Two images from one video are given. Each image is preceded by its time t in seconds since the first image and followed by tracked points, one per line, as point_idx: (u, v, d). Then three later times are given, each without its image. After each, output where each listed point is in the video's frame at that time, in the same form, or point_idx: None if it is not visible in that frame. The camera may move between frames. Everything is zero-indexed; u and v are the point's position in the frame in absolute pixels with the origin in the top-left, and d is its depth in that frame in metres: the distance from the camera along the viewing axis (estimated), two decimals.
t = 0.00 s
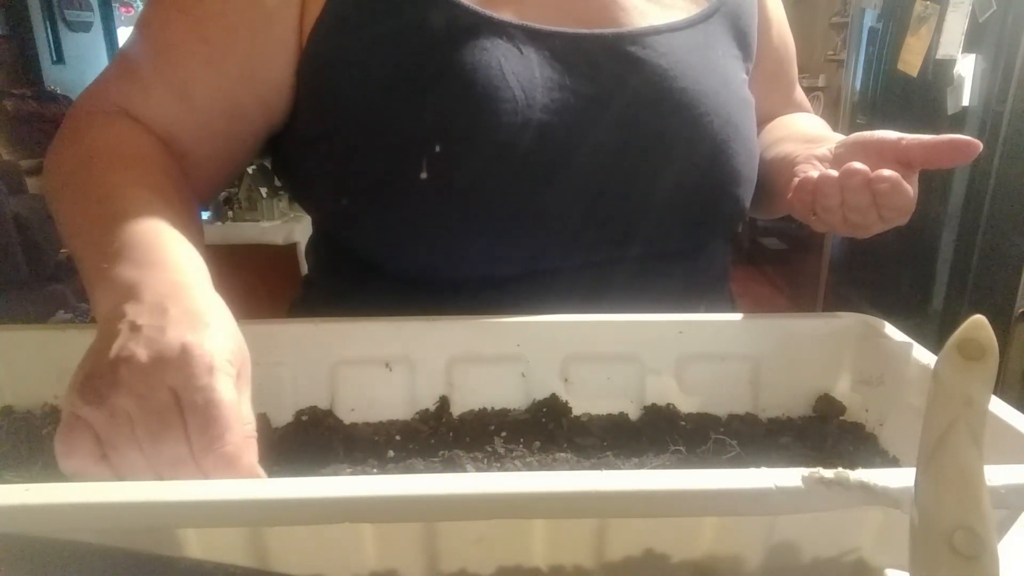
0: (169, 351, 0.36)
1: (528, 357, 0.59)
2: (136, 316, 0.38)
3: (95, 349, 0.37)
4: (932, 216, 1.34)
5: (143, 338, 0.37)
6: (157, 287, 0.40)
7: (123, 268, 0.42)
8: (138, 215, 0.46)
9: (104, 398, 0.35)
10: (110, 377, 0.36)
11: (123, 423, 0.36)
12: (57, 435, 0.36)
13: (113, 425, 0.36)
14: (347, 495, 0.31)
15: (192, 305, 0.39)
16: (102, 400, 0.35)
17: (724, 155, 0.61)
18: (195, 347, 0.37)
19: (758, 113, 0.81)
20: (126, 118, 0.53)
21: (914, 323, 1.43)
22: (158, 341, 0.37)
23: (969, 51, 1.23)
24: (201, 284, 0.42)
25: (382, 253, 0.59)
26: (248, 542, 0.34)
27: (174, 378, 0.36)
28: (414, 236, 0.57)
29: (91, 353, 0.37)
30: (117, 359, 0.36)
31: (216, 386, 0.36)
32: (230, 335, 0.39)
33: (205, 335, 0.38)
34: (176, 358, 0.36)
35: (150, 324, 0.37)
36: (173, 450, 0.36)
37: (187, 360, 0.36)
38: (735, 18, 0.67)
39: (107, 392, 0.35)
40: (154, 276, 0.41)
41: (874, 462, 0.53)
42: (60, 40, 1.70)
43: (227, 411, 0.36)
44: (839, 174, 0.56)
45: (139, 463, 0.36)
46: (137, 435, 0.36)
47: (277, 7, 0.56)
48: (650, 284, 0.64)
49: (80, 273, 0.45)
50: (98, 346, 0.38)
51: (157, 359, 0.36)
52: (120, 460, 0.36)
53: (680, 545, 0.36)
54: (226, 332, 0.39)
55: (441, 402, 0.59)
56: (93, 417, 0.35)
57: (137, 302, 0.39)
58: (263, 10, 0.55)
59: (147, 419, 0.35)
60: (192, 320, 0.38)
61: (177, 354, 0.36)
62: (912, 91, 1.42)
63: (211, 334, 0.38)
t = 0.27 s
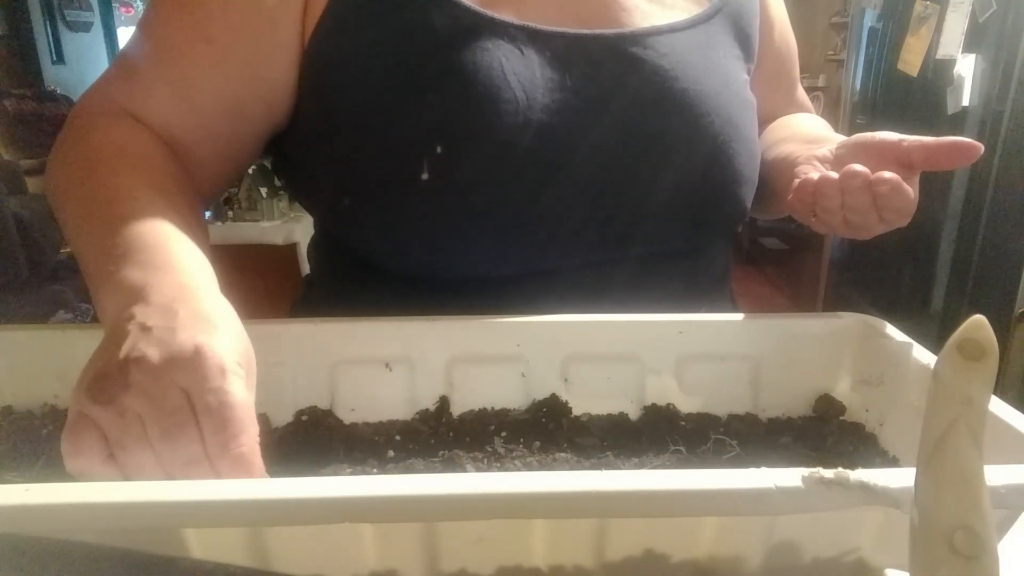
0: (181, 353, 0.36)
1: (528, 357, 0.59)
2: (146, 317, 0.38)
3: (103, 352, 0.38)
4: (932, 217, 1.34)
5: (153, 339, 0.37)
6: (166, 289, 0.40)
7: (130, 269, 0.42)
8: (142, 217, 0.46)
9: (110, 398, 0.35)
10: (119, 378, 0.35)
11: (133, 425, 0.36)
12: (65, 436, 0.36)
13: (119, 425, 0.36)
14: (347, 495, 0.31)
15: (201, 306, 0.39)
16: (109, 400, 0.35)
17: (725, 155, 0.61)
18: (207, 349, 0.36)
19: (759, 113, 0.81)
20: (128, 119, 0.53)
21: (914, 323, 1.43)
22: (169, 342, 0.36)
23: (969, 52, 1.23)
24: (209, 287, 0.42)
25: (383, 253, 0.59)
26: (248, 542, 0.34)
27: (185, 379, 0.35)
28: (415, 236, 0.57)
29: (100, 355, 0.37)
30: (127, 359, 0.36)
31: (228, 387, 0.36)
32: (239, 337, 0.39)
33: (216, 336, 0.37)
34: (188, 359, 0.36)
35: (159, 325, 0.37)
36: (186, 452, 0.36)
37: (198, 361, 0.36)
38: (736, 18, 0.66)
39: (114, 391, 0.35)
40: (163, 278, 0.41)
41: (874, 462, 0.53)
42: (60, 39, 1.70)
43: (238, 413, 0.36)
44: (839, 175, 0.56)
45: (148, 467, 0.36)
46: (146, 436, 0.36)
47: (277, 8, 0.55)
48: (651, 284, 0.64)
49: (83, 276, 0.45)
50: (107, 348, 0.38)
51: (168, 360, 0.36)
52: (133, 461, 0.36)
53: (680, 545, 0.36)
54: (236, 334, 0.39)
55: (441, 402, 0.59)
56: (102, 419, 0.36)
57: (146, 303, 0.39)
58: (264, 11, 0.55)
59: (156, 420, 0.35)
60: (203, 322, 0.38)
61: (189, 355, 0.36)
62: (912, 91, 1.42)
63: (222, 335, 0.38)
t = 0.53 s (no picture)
0: (179, 352, 0.36)
1: (528, 358, 0.59)
2: (145, 317, 0.38)
3: (101, 351, 0.38)
4: (932, 217, 1.34)
5: (151, 339, 0.37)
6: (162, 289, 0.40)
7: (130, 270, 0.41)
8: (142, 218, 0.46)
9: (107, 396, 0.35)
10: (118, 377, 0.36)
11: (129, 425, 0.36)
12: (59, 435, 0.37)
13: (116, 423, 0.36)
14: (348, 494, 0.31)
15: (198, 307, 0.39)
16: (105, 399, 0.35)
17: (725, 155, 0.61)
18: (205, 348, 0.37)
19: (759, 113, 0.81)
20: (128, 119, 0.53)
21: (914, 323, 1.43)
22: (167, 341, 0.36)
23: (969, 52, 1.23)
24: (207, 287, 0.42)
25: (384, 254, 0.59)
26: (247, 542, 0.34)
27: (183, 378, 0.36)
28: (416, 236, 0.57)
29: (98, 355, 0.37)
30: (126, 359, 0.36)
31: (225, 386, 0.36)
32: (237, 338, 0.39)
33: (213, 336, 0.38)
34: (186, 359, 0.36)
35: (157, 325, 0.37)
36: (183, 450, 0.36)
37: (196, 361, 0.36)
38: (736, 19, 0.66)
39: (110, 390, 0.35)
40: (163, 278, 0.41)
41: (874, 462, 0.53)
42: (60, 39, 1.70)
43: (235, 413, 0.36)
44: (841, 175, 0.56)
45: (143, 464, 0.36)
46: (144, 432, 0.36)
47: (277, 7, 0.56)
48: (651, 284, 0.64)
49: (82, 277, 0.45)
50: (104, 348, 0.38)
51: (165, 360, 0.36)
52: (127, 461, 0.36)
53: (679, 545, 0.36)
54: (234, 335, 0.39)
55: (441, 402, 0.59)
56: (98, 418, 0.36)
57: (144, 304, 0.39)
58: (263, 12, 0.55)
59: (153, 419, 0.35)
60: (201, 322, 0.38)
61: (187, 355, 0.36)
62: (912, 91, 1.42)
63: (219, 335, 0.38)
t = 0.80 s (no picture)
0: (112, 330, 0.35)
1: (528, 357, 0.59)
2: (92, 298, 0.38)
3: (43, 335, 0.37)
4: (932, 216, 1.34)
5: (88, 318, 0.36)
6: (113, 273, 0.40)
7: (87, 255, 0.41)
8: (116, 210, 0.45)
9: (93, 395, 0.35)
10: (49, 360, 0.35)
11: (33, 408, 0.33)
12: None
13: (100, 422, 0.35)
14: (347, 494, 0.31)
15: (143, 295, 0.39)
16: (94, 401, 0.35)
17: (723, 154, 0.61)
18: (139, 332, 0.36)
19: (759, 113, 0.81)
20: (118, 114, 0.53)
21: (914, 323, 1.43)
22: (101, 324, 0.36)
23: (969, 51, 1.23)
24: (165, 277, 0.42)
25: (385, 254, 0.59)
26: (246, 542, 0.34)
27: (110, 364, 0.34)
28: (415, 236, 0.57)
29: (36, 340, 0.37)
30: (58, 341, 0.35)
31: (158, 373, 0.35)
32: (180, 326, 0.39)
33: (151, 322, 0.37)
34: (118, 342, 0.35)
35: (97, 306, 0.37)
36: (94, 437, 0.33)
37: (126, 341, 0.35)
38: (736, 19, 0.66)
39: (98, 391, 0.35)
40: (117, 263, 0.41)
41: (874, 462, 0.53)
42: (59, 39, 1.71)
43: (165, 399, 0.34)
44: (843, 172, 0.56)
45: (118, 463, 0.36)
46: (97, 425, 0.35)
47: (277, 7, 0.56)
48: (651, 284, 0.64)
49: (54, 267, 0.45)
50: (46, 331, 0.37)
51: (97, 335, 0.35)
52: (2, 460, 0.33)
53: (679, 545, 0.36)
54: (174, 325, 0.39)
55: (441, 402, 0.59)
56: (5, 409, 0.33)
57: (93, 286, 0.39)
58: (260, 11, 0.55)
59: (66, 402, 0.33)
60: (142, 308, 0.38)
61: (116, 338, 0.35)
62: (912, 91, 1.42)
63: (156, 321, 0.37)
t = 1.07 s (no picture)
0: (60, 335, 0.36)
1: (528, 357, 0.59)
2: (44, 300, 0.39)
3: None
4: (932, 216, 1.34)
5: (36, 321, 0.38)
6: (76, 272, 0.41)
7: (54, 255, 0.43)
8: (88, 220, 0.46)
9: (85, 398, 0.35)
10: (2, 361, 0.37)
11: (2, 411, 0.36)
12: None
13: (89, 424, 0.35)
14: (347, 495, 0.31)
15: (102, 295, 0.40)
16: (87, 405, 0.35)
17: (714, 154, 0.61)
18: (85, 334, 0.36)
19: (757, 113, 0.81)
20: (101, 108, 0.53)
21: (914, 323, 1.43)
22: (50, 325, 0.37)
23: (969, 51, 1.23)
24: (128, 277, 0.43)
25: (380, 255, 0.59)
26: (247, 542, 0.34)
27: (60, 362, 0.35)
28: (409, 237, 0.57)
29: None
30: (8, 343, 0.37)
31: (103, 374, 0.35)
32: (132, 326, 0.39)
33: (100, 324, 0.38)
34: (64, 342, 0.36)
35: (53, 306, 0.38)
36: (56, 436, 0.35)
37: (75, 345, 0.36)
38: (731, 18, 0.66)
39: (94, 395, 0.35)
40: (77, 263, 0.42)
41: (874, 462, 0.53)
42: (60, 39, 1.71)
43: (114, 399, 0.35)
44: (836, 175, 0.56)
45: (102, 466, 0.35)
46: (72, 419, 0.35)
47: (271, 5, 0.56)
48: (650, 284, 0.64)
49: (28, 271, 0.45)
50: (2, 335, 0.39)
51: (44, 340, 0.36)
52: None
53: (680, 545, 0.36)
54: (128, 324, 0.39)
55: (441, 402, 0.59)
56: None
57: (49, 288, 0.40)
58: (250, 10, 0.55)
59: (27, 403, 0.36)
60: (92, 310, 0.38)
61: (67, 338, 0.36)
62: (912, 91, 1.42)
63: (107, 322, 0.38)
